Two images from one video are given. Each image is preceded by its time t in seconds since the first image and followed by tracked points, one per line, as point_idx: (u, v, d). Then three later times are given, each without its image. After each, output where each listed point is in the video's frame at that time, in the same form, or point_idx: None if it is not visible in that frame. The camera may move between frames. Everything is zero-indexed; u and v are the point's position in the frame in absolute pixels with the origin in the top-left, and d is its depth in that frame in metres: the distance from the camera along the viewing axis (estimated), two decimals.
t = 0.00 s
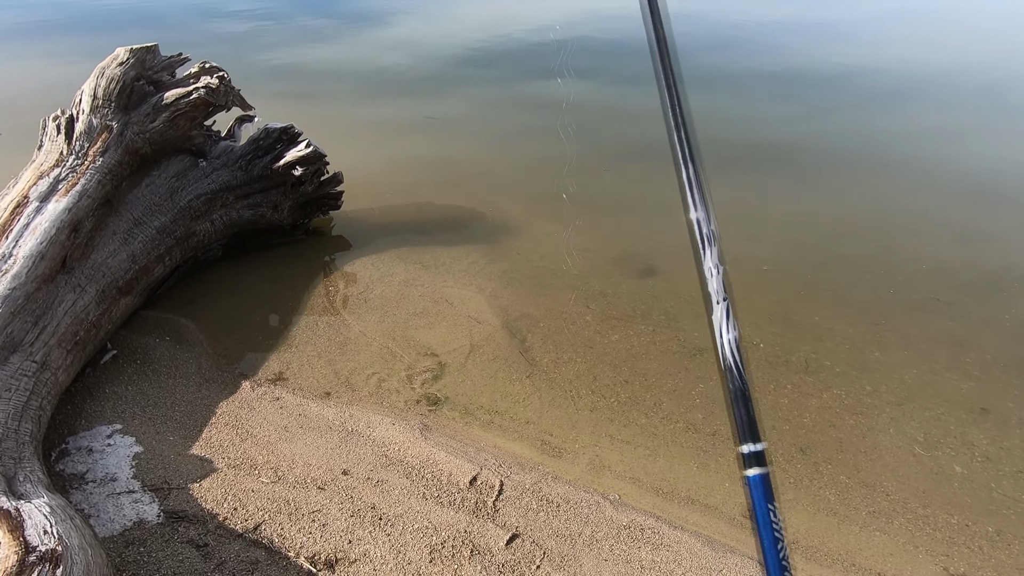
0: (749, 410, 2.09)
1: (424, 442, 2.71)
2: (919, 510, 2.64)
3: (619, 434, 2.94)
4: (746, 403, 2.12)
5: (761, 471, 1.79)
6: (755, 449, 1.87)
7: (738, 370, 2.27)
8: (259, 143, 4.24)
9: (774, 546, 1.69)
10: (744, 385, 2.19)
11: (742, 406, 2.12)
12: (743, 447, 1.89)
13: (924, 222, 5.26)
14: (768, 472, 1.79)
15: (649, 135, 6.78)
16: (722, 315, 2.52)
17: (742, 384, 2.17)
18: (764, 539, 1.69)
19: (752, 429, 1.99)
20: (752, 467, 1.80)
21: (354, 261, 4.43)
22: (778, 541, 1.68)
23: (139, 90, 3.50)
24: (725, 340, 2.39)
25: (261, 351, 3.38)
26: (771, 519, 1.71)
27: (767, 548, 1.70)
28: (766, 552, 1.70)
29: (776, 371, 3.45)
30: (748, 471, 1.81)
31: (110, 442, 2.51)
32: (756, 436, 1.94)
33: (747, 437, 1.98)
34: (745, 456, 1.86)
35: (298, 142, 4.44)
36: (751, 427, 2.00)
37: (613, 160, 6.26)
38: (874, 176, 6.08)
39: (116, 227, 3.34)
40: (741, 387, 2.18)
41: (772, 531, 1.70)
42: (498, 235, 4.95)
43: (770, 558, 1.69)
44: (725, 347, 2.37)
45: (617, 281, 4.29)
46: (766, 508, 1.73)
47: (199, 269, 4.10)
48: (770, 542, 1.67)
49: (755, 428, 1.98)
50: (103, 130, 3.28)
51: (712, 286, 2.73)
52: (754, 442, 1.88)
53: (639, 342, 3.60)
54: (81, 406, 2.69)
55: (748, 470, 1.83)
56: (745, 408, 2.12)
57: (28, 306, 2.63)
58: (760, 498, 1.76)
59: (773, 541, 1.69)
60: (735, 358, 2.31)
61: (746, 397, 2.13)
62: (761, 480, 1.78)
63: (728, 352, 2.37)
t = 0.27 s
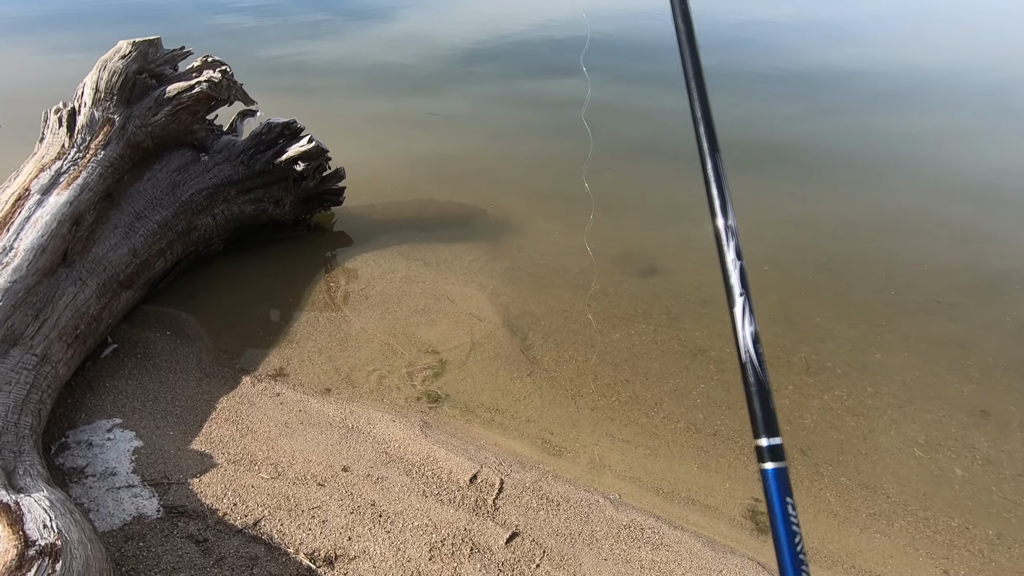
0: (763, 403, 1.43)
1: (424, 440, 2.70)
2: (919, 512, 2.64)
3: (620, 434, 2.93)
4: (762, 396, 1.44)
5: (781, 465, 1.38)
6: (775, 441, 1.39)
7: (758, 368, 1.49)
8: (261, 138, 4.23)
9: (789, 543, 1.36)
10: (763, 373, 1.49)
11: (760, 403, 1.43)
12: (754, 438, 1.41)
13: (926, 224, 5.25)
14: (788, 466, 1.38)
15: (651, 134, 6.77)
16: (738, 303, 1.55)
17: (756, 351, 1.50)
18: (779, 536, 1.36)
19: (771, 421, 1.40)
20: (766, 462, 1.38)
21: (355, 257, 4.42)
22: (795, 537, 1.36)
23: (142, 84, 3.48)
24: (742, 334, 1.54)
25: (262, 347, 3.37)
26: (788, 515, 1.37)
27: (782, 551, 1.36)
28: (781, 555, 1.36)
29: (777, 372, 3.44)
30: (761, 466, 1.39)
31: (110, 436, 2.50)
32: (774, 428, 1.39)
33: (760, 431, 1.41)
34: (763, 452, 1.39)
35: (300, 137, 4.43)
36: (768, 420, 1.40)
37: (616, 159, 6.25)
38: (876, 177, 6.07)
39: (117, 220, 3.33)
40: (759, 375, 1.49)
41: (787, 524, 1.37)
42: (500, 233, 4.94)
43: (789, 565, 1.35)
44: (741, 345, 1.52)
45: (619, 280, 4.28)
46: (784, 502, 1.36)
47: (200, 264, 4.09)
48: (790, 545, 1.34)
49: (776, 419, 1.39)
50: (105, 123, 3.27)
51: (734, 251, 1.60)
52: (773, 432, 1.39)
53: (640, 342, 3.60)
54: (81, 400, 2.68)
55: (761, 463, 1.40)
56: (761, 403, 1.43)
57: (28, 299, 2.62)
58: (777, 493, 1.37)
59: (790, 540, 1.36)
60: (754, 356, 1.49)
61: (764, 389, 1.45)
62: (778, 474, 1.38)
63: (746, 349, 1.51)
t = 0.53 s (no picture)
0: (761, 407, 1.42)
1: (422, 437, 2.70)
2: (917, 515, 2.64)
3: (618, 433, 2.93)
4: (760, 401, 1.44)
5: (778, 470, 1.38)
6: (773, 447, 1.39)
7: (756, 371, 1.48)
8: (261, 133, 4.22)
9: (788, 549, 1.36)
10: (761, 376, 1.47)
11: (758, 407, 1.43)
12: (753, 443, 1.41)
13: (926, 225, 5.24)
14: (786, 471, 1.38)
15: (652, 133, 6.76)
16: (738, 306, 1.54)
17: (754, 354, 1.49)
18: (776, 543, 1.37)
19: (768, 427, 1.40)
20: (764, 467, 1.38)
21: (355, 254, 4.41)
22: (792, 542, 1.36)
23: (142, 77, 3.47)
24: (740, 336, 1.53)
25: (260, 343, 3.37)
26: (786, 521, 1.37)
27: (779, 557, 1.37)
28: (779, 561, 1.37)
29: (776, 373, 3.44)
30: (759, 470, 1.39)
31: (107, 431, 2.49)
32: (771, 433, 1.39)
33: (758, 435, 1.41)
34: (762, 457, 1.39)
35: (300, 133, 4.42)
36: (765, 424, 1.40)
37: (617, 158, 6.24)
38: (876, 178, 6.06)
39: (115, 214, 3.32)
40: (757, 378, 1.48)
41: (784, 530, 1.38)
42: (499, 231, 4.93)
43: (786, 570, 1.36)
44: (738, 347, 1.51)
45: (619, 278, 4.27)
46: (782, 508, 1.36)
47: (199, 259, 4.08)
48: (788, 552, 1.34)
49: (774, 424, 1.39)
50: (104, 116, 3.26)
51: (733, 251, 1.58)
52: (771, 436, 1.39)
53: (639, 341, 3.59)
54: (78, 394, 2.67)
55: (759, 467, 1.40)
56: (759, 407, 1.42)
57: (25, 293, 2.61)
58: (775, 499, 1.37)
59: (787, 546, 1.36)
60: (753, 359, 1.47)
61: (762, 392, 1.44)
62: (776, 480, 1.38)
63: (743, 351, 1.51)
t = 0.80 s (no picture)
0: (756, 410, 1.43)
1: (420, 435, 2.69)
2: (912, 514, 2.64)
3: (615, 431, 2.93)
4: (754, 404, 1.44)
5: (772, 472, 1.37)
6: (766, 449, 1.39)
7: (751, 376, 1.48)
8: (260, 129, 4.21)
9: (779, 552, 1.35)
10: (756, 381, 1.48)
11: (752, 411, 1.43)
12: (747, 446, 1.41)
13: (924, 226, 5.24)
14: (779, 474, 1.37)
15: (651, 131, 6.76)
16: (732, 312, 1.55)
17: (749, 359, 1.50)
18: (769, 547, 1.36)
19: (762, 429, 1.41)
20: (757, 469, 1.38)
21: (353, 250, 4.41)
22: (784, 544, 1.36)
23: (140, 72, 3.45)
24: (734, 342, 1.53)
25: (258, 339, 3.36)
26: (778, 523, 1.36)
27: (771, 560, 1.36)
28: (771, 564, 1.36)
29: (773, 372, 3.44)
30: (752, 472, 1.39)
31: (103, 427, 2.49)
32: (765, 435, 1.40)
33: (752, 437, 1.41)
34: (754, 459, 1.39)
35: (299, 128, 4.40)
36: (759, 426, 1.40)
37: (616, 156, 6.24)
38: (875, 178, 6.06)
39: (113, 209, 3.31)
40: (751, 383, 1.48)
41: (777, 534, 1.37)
42: (498, 228, 4.93)
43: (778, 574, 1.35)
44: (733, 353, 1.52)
45: (617, 277, 4.27)
46: (774, 510, 1.36)
47: (196, 254, 4.07)
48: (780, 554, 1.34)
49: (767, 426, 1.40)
50: (102, 110, 3.25)
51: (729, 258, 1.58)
52: (765, 439, 1.39)
53: (637, 339, 3.59)
54: (74, 389, 2.67)
55: (752, 469, 1.39)
56: (752, 411, 1.43)
57: (21, 288, 2.60)
58: (767, 501, 1.37)
59: (779, 549, 1.36)
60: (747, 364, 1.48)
61: (755, 396, 1.45)
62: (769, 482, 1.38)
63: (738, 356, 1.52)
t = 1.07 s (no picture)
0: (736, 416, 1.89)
1: (417, 433, 2.69)
2: (908, 514, 2.65)
3: (613, 430, 2.93)
4: (736, 410, 1.93)
5: (753, 478, 1.70)
6: (749, 455, 1.75)
7: (733, 380, 2.04)
8: (258, 126, 4.19)
9: (762, 554, 1.60)
10: (736, 389, 2.02)
11: (734, 419, 1.88)
12: (732, 452, 1.77)
13: (921, 227, 5.25)
14: (759, 479, 1.70)
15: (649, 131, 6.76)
16: (714, 325, 2.24)
17: (731, 367, 2.09)
18: (753, 546, 1.61)
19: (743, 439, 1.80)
20: (741, 475, 1.70)
21: (350, 248, 4.40)
22: (767, 547, 1.61)
23: (137, 68, 3.44)
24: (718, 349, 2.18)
25: (255, 337, 3.35)
26: (761, 528, 1.63)
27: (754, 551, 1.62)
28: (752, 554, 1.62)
29: (771, 371, 3.45)
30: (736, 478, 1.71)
31: (99, 424, 2.48)
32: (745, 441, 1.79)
33: (736, 446, 1.78)
34: (738, 464, 1.74)
35: (297, 126, 4.39)
36: (742, 439, 1.79)
37: (614, 154, 6.23)
38: (872, 178, 6.07)
39: (110, 206, 3.29)
40: (732, 392, 2.02)
41: (761, 540, 1.63)
42: (496, 227, 4.92)
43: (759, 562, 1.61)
44: (716, 353, 2.15)
45: (615, 276, 4.27)
46: (756, 513, 1.64)
47: (193, 251, 4.05)
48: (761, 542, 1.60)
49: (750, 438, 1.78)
50: (99, 107, 3.23)
51: (710, 263, 2.48)
52: (747, 448, 1.76)
53: (635, 339, 3.59)
54: (71, 386, 2.66)
55: (738, 477, 1.72)
56: (734, 417, 1.89)
57: (18, 284, 2.59)
58: (751, 504, 1.66)
59: (763, 549, 1.61)
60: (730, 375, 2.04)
61: (738, 405, 1.94)
62: (752, 486, 1.69)
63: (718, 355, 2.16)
